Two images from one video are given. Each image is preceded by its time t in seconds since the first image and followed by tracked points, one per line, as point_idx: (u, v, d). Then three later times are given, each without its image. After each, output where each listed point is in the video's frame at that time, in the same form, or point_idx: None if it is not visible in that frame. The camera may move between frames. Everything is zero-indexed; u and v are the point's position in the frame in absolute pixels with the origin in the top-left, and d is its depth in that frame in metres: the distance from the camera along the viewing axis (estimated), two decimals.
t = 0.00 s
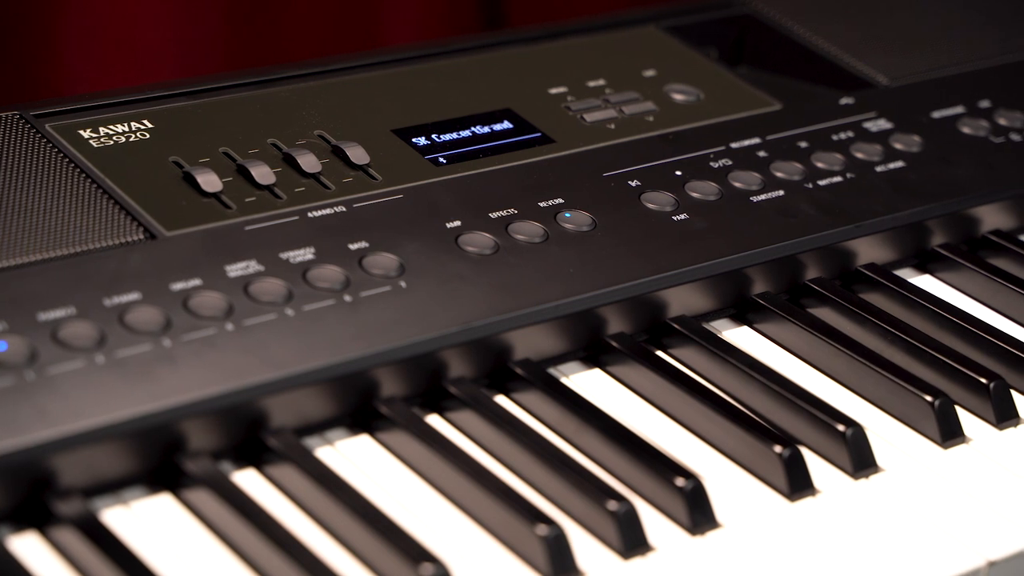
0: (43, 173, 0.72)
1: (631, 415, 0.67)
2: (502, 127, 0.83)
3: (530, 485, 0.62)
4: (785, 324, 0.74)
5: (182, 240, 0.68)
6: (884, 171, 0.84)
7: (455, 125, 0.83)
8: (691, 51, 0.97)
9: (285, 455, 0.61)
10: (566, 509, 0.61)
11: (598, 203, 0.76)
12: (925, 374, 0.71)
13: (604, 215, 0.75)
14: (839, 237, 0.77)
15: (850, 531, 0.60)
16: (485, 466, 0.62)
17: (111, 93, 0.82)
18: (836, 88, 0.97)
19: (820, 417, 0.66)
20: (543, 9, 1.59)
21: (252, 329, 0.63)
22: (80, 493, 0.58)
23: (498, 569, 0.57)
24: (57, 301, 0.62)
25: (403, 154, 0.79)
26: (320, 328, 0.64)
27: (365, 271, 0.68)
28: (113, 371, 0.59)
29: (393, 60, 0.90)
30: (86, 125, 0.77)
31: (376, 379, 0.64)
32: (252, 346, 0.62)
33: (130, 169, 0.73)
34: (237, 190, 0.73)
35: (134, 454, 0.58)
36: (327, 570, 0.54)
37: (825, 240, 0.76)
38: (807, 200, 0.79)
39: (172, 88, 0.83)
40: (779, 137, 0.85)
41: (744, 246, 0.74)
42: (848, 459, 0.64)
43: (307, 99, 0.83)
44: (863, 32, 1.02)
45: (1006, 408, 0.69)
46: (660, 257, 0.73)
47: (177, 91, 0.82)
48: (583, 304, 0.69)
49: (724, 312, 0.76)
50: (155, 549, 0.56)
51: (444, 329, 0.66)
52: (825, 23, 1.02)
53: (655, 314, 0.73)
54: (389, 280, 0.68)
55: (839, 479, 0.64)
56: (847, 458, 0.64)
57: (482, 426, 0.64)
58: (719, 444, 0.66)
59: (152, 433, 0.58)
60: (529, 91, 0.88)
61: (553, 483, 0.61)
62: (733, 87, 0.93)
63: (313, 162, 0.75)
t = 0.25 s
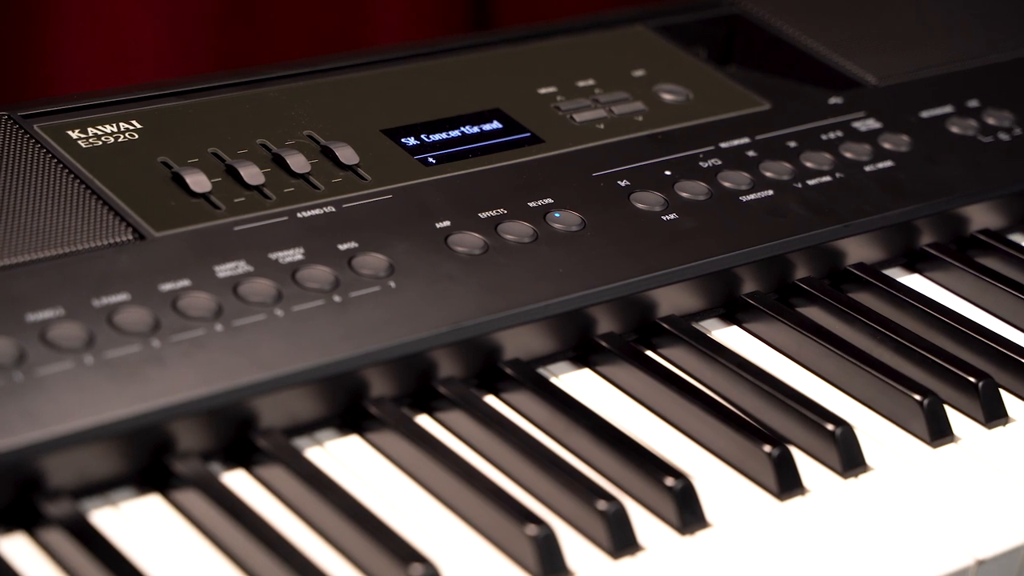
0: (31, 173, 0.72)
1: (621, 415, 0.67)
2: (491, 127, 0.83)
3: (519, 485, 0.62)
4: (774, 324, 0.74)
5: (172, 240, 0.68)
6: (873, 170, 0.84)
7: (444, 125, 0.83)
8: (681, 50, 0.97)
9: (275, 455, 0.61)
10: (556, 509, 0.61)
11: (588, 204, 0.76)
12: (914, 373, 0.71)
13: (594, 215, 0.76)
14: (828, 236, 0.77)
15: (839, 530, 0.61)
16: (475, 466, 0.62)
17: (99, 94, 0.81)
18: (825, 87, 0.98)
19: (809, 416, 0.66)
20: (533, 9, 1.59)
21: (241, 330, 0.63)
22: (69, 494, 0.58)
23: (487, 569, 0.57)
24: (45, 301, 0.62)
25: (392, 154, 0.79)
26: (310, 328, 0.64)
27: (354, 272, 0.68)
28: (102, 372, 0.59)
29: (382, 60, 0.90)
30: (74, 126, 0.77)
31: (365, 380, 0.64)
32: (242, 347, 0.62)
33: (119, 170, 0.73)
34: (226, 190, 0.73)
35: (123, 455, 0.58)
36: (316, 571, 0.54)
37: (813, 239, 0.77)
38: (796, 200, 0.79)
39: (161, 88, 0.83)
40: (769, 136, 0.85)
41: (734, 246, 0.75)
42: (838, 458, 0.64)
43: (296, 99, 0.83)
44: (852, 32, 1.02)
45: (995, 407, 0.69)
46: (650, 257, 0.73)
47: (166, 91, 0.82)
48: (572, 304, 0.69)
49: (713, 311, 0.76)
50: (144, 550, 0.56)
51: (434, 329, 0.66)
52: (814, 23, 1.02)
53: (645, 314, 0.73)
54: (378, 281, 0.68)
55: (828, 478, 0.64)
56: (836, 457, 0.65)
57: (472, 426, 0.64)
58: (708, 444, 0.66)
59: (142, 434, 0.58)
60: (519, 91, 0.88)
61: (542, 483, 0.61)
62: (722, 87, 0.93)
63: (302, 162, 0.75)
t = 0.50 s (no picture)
0: (20, 174, 0.72)
1: (611, 415, 0.67)
2: (481, 127, 0.83)
3: (509, 485, 0.62)
4: (764, 323, 0.74)
5: (161, 241, 0.68)
6: (863, 170, 0.84)
7: (434, 125, 0.83)
8: (671, 50, 0.97)
9: (264, 456, 0.61)
10: (545, 509, 0.61)
11: (577, 203, 0.76)
12: (904, 372, 0.71)
13: (583, 215, 0.76)
14: (817, 236, 0.77)
15: (829, 530, 0.61)
16: (465, 466, 0.62)
17: (88, 94, 0.81)
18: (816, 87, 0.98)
19: (799, 415, 0.66)
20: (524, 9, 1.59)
21: (231, 331, 0.63)
22: (58, 495, 0.58)
23: (477, 569, 0.57)
24: (34, 302, 0.62)
25: (382, 155, 0.78)
26: (299, 329, 0.64)
27: (344, 272, 0.68)
28: (91, 373, 0.59)
29: (371, 60, 0.89)
30: (63, 126, 0.77)
31: (355, 380, 0.64)
32: (231, 347, 0.62)
33: (108, 170, 0.73)
34: (216, 191, 0.73)
35: (113, 455, 0.58)
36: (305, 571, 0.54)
37: (803, 239, 0.77)
38: (786, 199, 0.80)
39: (150, 89, 0.82)
40: (758, 136, 0.86)
41: (724, 245, 0.75)
42: (827, 458, 0.65)
43: (286, 99, 0.83)
44: (842, 32, 1.02)
45: (984, 406, 0.69)
46: (640, 257, 0.73)
47: (156, 91, 0.82)
48: (562, 304, 0.69)
49: (703, 311, 0.76)
50: (133, 551, 0.55)
51: (423, 329, 0.66)
52: (804, 23, 1.02)
53: (635, 314, 0.73)
54: (368, 281, 0.68)
55: (818, 478, 0.64)
56: (826, 456, 0.65)
57: (462, 426, 0.64)
58: (698, 444, 0.66)
59: (131, 434, 0.58)
60: (509, 91, 0.88)
61: (532, 483, 0.61)
62: (712, 86, 0.93)
63: (292, 163, 0.75)
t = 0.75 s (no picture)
0: (9, 175, 0.72)
1: (601, 415, 0.67)
2: (471, 127, 0.83)
3: (500, 485, 0.62)
4: (754, 323, 0.74)
5: (151, 241, 0.68)
6: (853, 169, 0.84)
7: (424, 125, 0.83)
8: (661, 50, 0.97)
9: (255, 457, 0.61)
10: (536, 509, 0.61)
11: (567, 203, 0.76)
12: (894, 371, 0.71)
13: (574, 215, 0.76)
14: (807, 235, 0.77)
15: (819, 529, 0.61)
16: (455, 466, 0.62)
17: (78, 94, 0.81)
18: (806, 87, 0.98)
19: (789, 414, 0.66)
20: (515, 10, 1.60)
21: (221, 331, 0.63)
22: (48, 496, 0.57)
23: (467, 569, 0.57)
24: (24, 303, 0.62)
25: (372, 155, 0.78)
26: (289, 329, 0.64)
27: (334, 272, 0.68)
28: (81, 374, 0.59)
29: (362, 60, 0.89)
30: (53, 127, 0.77)
31: (346, 380, 0.64)
32: (221, 348, 0.62)
33: (98, 171, 0.73)
34: (206, 191, 0.73)
35: (103, 456, 0.58)
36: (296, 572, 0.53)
37: (793, 239, 0.77)
38: (776, 199, 0.80)
39: (140, 89, 0.82)
40: (749, 136, 0.86)
41: (714, 245, 0.75)
42: (817, 457, 0.65)
43: (276, 99, 0.83)
44: (832, 32, 1.02)
45: (974, 404, 0.70)
46: (630, 256, 0.73)
47: (145, 92, 0.82)
48: (552, 303, 0.69)
49: (693, 311, 0.76)
50: (123, 552, 0.55)
51: (414, 329, 0.66)
52: (794, 23, 1.03)
53: (625, 314, 0.73)
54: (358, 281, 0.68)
55: (808, 477, 0.64)
56: (816, 455, 0.65)
57: (452, 426, 0.64)
58: (688, 443, 0.66)
59: (121, 435, 0.58)
60: (499, 91, 0.88)
61: (523, 483, 0.61)
62: (702, 86, 0.93)
63: (282, 163, 0.75)
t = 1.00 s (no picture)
0: None
1: (592, 415, 0.67)
2: (463, 127, 0.83)
3: (491, 485, 0.62)
4: (745, 322, 0.74)
5: (141, 242, 0.68)
6: (844, 169, 0.84)
7: (415, 125, 0.83)
8: (652, 50, 0.97)
9: (246, 457, 0.61)
10: (528, 508, 0.61)
11: (558, 203, 0.76)
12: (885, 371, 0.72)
13: (565, 215, 0.76)
14: (798, 235, 0.77)
15: (811, 528, 0.61)
16: (447, 466, 0.62)
17: (68, 94, 0.81)
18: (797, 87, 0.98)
19: (780, 414, 0.66)
20: (507, 10, 1.60)
21: (212, 331, 0.63)
22: (38, 497, 0.57)
23: (459, 569, 0.57)
24: (14, 304, 0.62)
25: (363, 155, 0.78)
26: (281, 329, 0.64)
27: (325, 272, 0.68)
28: (71, 374, 0.59)
29: (353, 60, 0.89)
30: (43, 127, 0.77)
31: (337, 381, 0.64)
32: (212, 348, 0.62)
33: (88, 172, 0.73)
34: (197, 191, 0.72)
35: (93, 457, 0.58)
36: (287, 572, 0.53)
37: (784, 238, 0.77)
38: (767, 199, 0.80)
39: (130, 90, 0.82)
40: (740, 135, 0.86)
41: (705, 245, 0.75)
42: (808, 456, 0.65)
43: (267, 100, 0.83)
44: (822, 32, 1.02)
45: (965, 404, 0.70)
46: (621, 256, 0.73)
47: (136, 92, 0.82)
48: (543, 304, 0.69)
49: (685, 311, 0.76)
50: (114, 552, 0.55)
51: (405, 329, 0.66)
52: (785, 23, 1.03)
53: (616, 313, 0.73)
54: (349, 281, 0.68)
55: (799, 476, 0.64)
56: (807, 455, 0.65)
57: (444, 426, 0.64)
58: (680, 443, 0.66)
59: (112, 435, 0.58)
60: (490, 91, 0.88)
61: (514, 483, 0.61)
62: (693, 86, 0.93)
63: (273, 163, 0.75)
